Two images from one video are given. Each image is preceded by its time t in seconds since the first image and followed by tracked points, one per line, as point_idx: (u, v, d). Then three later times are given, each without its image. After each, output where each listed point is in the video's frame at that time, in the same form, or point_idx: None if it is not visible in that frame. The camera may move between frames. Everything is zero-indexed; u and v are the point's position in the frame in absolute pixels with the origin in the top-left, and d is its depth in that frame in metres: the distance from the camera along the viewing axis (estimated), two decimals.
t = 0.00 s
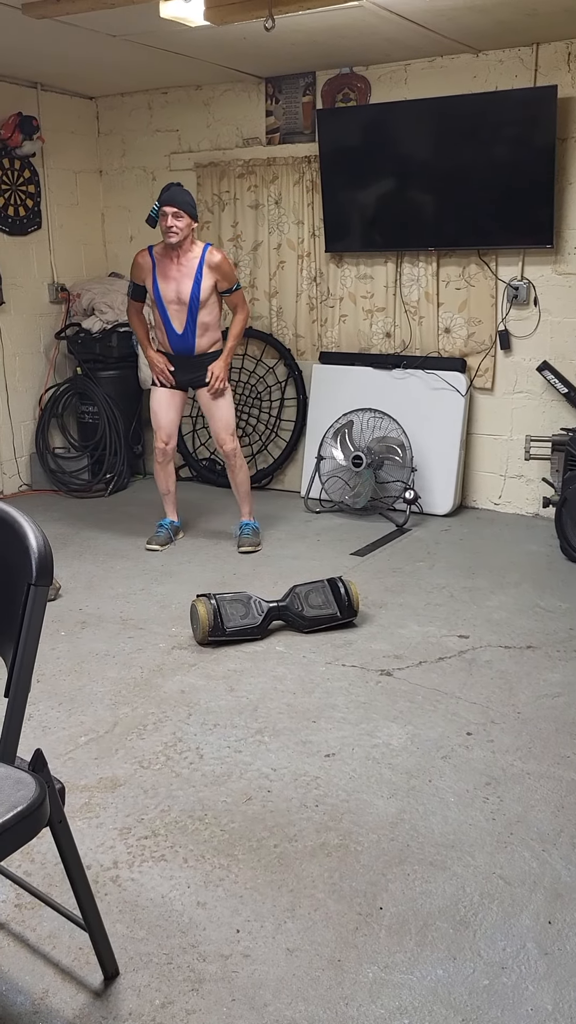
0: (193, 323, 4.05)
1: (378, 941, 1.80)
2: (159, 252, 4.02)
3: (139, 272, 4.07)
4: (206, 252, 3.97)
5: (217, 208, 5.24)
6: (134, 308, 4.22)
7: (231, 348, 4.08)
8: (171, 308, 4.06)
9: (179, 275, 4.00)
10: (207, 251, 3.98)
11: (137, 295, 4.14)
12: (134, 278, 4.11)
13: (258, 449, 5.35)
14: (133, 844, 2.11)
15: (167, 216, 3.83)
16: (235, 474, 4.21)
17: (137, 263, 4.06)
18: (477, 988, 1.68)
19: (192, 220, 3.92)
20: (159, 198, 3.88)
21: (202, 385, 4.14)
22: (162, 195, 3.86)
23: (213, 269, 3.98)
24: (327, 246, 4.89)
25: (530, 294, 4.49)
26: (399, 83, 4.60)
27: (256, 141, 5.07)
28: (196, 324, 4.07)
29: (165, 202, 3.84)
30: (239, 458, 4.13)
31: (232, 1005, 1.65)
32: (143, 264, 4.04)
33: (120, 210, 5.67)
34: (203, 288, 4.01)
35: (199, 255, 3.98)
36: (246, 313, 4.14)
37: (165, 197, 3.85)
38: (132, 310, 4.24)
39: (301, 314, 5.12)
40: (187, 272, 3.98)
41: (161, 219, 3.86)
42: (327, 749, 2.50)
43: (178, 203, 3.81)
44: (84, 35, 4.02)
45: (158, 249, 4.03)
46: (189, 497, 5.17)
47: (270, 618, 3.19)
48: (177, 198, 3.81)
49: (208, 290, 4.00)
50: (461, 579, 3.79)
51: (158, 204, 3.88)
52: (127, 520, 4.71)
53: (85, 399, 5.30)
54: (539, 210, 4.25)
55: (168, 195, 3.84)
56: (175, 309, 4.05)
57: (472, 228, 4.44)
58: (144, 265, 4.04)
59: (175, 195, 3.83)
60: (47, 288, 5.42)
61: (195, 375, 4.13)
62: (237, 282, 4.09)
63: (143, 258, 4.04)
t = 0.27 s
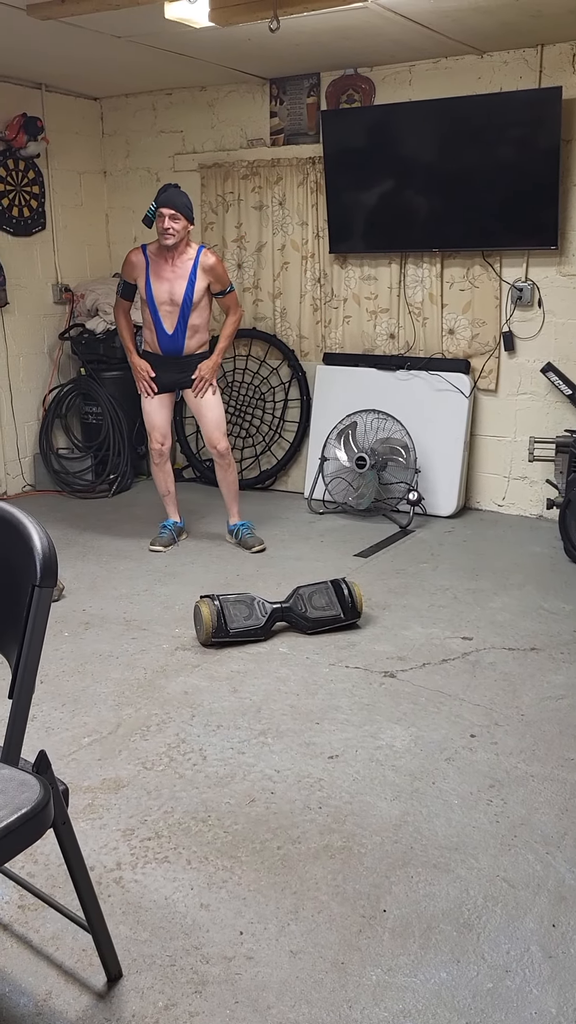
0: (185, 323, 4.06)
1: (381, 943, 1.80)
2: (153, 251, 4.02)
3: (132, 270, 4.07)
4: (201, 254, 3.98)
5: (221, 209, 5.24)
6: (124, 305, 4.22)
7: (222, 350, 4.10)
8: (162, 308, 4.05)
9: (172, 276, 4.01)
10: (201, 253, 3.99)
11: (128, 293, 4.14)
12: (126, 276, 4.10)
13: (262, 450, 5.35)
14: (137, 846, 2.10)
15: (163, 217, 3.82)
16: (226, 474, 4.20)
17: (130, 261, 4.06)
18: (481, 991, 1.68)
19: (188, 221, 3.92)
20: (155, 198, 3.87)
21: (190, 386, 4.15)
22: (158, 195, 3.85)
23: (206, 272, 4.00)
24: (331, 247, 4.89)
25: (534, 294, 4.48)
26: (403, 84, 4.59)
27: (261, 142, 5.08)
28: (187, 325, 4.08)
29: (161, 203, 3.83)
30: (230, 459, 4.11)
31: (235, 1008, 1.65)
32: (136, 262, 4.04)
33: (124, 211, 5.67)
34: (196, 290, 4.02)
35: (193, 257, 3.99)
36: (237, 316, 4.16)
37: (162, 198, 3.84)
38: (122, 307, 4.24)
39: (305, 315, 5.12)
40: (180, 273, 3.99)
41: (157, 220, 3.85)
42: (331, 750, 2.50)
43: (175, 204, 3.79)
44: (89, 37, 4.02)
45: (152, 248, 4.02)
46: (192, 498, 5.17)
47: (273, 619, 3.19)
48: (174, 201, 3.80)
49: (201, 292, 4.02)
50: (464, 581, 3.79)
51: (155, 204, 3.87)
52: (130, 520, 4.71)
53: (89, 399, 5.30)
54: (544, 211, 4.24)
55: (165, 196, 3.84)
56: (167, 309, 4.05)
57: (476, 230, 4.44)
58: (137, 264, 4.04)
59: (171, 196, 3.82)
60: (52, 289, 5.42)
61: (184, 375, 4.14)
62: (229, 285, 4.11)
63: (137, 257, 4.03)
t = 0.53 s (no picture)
0: (193, 323, 4.05)
1: (383, 943, 1.80)
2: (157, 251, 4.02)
3: (136, 270, 4.04)
4: (206, 253, 4.01)
5: (225, 209, 5.25)
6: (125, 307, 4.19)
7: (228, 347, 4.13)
8: (168, 309, 4.03)
9: (178, 276, 4.01)
10: (207, 252, 4.01)
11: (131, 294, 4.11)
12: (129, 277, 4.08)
13: (264, 450, 5.35)
14: (139, 845, 2.11)
15: (171, 216, 3.84)
16: (223, 474, 4.22)
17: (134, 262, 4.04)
18: (483, 992, 1.68)
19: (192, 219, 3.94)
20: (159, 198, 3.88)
21: (197, 386, 4.14)
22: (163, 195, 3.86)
23: (212, 270, 4.03)
24: (334, 247, 4.89)
25: (537, 294, 4.47)
26: (407, 84, 4.59)
27: (264, 141, 5.08)
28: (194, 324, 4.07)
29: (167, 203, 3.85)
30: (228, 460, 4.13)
31: (237, 1007, 1.65)
32: (139, 263, 4.01)
33: (128, 211, 5.68)
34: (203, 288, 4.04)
35: (199, 256, 4.01)
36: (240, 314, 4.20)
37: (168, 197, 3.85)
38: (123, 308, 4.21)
39: (308, 315, 5.12)
40: (187, 272, 4.00)
41: (164, 219, 3.86)
42: (333, 750, 2.50)
43: (181, 202, 3.82)
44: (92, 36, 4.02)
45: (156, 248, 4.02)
46: (195, 497, 5.17)
47: (276, 618, 3.19)
48: (182, 199, 3.83)
49: (208, 290, 4.04)
50: (467, 581, 3.79)
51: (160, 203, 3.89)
52: (133, 520, 4.71)
53: (92, 399, 5.31)
54: (548, 211, 4.24)
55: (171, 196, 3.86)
56: (173, 308, 4.04)
57: (479, 229, 4.44)
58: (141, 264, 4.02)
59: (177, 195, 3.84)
60: (55, 288, 5.43)
61: (190, 374, 4.12)
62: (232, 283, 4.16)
63: (140, 257, 4.00)
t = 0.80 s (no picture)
0: (208, 322, 4.05)
1: (385, 943, 1.80)
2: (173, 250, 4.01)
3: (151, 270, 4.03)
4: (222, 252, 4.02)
5: (228, 209, 5.25)
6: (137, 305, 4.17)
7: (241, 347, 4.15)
8: (183, 307, 4.03)
9: (194, 274, 4.00)
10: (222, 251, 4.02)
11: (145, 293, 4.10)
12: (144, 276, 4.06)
13: (267, 450, 5.35)
14: (141, 844, 2.11)
15: (189, 215, 3.84)
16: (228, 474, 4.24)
17: (149, 261, 4.03)
18: (485, 992, 1.68)
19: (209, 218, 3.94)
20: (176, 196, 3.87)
21: (211, 385, 4.15)
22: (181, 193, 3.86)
23: (228, 269, 4.04)
24: (337, 247, 4.89)
25: (540, 294, 4.47)
26: (410, 84, 4.59)
27: (267, 141, 5.07)
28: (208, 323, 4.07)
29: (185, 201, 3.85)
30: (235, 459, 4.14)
31: (238, 1006, 1.65)
32: (155, 260, 4.00)
33: (131, 210, 5.68)
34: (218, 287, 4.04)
35: (214, 254, 4.01)
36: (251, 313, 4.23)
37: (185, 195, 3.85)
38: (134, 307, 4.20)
39: (311, 315, 5.12)
40: (203, 271, 4.00)
41: (183, 217, 3.85)
42: (335, 750, 2.50)
43: (201, 201, 3.82)
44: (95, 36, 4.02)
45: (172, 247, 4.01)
46: (198, 497, 5.17)
47: (278, 618, 3.19)
48: (200, 198, 3.83)
49: (223, 289, 4.05)
50: (470, 581, 3.78)
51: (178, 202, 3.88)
52: (136, 519, 4.72)
53: (95, 399, 5.32)
54: (551, 211, 4.23)
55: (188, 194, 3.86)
56: (187, 307, 4.03)
57: (482, 229, 4.43)
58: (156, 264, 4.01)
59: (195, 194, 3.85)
60: (58, 288, 5.43)
61: (204, 373, 4.14)
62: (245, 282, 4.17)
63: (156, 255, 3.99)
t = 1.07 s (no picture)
0: (221, 320, 4.06)
1: (385, 942, 1.81)
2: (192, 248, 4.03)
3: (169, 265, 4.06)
4: (240, 252, 4.01)
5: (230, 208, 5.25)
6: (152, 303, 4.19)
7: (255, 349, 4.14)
8: (198, 302, 4.04)
9: (211, 271, 4.01)
10: (240, 252, 4.02)
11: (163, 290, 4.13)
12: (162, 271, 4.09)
13: (269, 449, 5.35)
14: (142, 843, 2.11)
15: (210, 211, 3.87)
16: (233, 474, 4.23)
17: (167, 256, 4.05)
18: (485, 991, 1.68)
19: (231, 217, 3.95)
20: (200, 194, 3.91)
21: (221, 385, 4.16)
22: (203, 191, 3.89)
23: (245, 270, 4.03)
24: (339, 246, 4.89)
25: (542, 294, 4.47)
26: (412, 83, 4.59)
27: (269, 140, 5.07)
28: (222, 322, 4.07)
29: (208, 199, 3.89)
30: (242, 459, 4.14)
31: (239, 1005, 1.66)
32: (174, 254, 4.03)
33: (133, 210, 5.68)
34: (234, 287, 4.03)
35: (232, 254, 4.01)
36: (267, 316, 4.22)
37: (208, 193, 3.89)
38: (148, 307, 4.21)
39: (313, 314, 5.12)
40: (219, 270, 4.00)
41: (204, 214, 3.89)
42: (336, 749, 2.50)
43: (223, 198, 3.86)
44: (97, 35, 4.02)
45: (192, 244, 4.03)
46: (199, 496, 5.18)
47: (279, 618, 3.19)
48: (223, 196, 3.87)
49: (238, 289, 4.04)
50: (471, 580, 3.78)
51: (201, 200, 3.91)
52: (137, 519, 4.72)
53: (97, 399, 5.32)
54: (553, 210, 4.23)
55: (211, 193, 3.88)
56: (202, 303, 4.04)
57: (484, 229, 4.43)
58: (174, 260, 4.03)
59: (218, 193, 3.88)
60: (60, 288, 5.44)
61: (215, 373, 4.14)
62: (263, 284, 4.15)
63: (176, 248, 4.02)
